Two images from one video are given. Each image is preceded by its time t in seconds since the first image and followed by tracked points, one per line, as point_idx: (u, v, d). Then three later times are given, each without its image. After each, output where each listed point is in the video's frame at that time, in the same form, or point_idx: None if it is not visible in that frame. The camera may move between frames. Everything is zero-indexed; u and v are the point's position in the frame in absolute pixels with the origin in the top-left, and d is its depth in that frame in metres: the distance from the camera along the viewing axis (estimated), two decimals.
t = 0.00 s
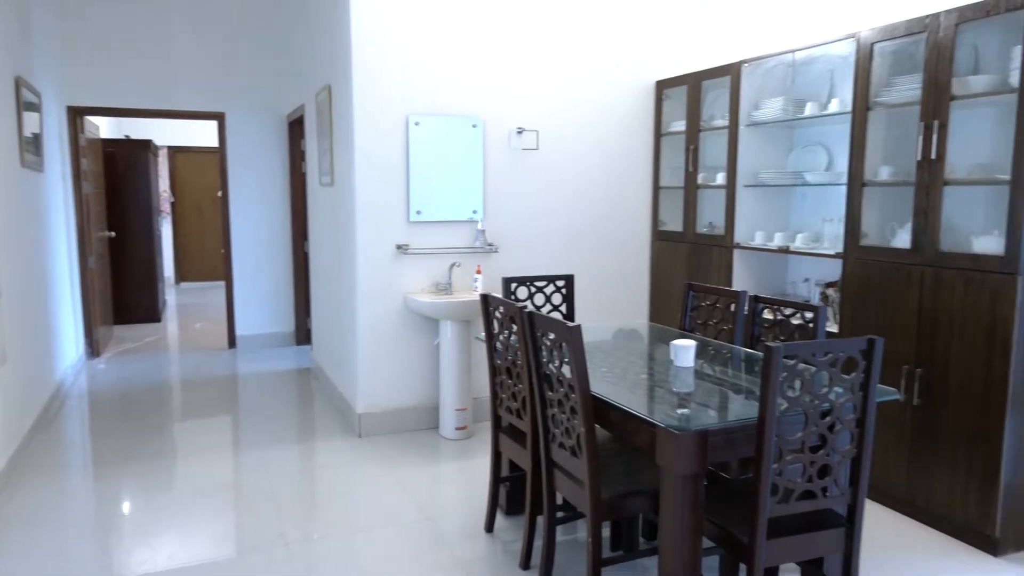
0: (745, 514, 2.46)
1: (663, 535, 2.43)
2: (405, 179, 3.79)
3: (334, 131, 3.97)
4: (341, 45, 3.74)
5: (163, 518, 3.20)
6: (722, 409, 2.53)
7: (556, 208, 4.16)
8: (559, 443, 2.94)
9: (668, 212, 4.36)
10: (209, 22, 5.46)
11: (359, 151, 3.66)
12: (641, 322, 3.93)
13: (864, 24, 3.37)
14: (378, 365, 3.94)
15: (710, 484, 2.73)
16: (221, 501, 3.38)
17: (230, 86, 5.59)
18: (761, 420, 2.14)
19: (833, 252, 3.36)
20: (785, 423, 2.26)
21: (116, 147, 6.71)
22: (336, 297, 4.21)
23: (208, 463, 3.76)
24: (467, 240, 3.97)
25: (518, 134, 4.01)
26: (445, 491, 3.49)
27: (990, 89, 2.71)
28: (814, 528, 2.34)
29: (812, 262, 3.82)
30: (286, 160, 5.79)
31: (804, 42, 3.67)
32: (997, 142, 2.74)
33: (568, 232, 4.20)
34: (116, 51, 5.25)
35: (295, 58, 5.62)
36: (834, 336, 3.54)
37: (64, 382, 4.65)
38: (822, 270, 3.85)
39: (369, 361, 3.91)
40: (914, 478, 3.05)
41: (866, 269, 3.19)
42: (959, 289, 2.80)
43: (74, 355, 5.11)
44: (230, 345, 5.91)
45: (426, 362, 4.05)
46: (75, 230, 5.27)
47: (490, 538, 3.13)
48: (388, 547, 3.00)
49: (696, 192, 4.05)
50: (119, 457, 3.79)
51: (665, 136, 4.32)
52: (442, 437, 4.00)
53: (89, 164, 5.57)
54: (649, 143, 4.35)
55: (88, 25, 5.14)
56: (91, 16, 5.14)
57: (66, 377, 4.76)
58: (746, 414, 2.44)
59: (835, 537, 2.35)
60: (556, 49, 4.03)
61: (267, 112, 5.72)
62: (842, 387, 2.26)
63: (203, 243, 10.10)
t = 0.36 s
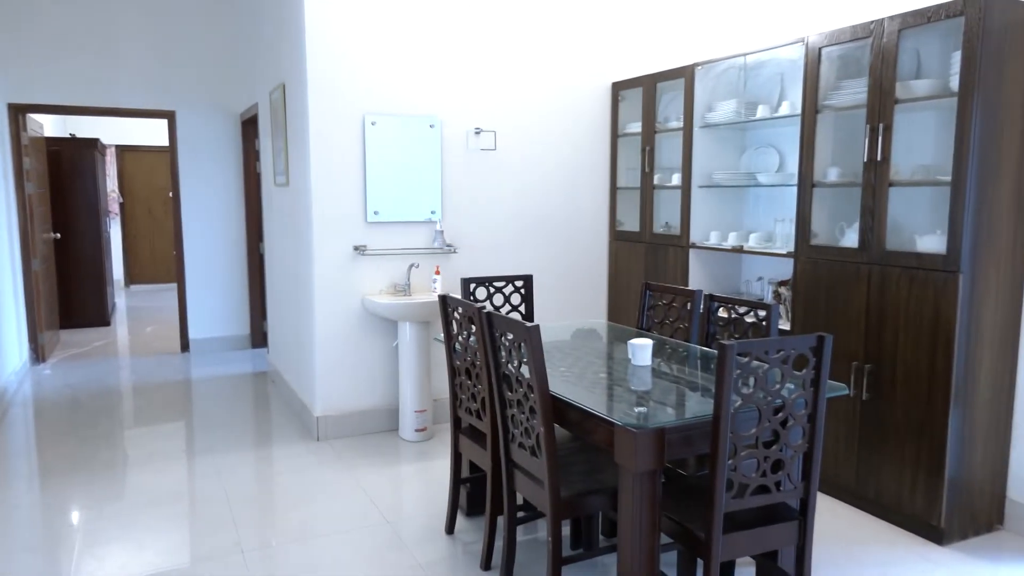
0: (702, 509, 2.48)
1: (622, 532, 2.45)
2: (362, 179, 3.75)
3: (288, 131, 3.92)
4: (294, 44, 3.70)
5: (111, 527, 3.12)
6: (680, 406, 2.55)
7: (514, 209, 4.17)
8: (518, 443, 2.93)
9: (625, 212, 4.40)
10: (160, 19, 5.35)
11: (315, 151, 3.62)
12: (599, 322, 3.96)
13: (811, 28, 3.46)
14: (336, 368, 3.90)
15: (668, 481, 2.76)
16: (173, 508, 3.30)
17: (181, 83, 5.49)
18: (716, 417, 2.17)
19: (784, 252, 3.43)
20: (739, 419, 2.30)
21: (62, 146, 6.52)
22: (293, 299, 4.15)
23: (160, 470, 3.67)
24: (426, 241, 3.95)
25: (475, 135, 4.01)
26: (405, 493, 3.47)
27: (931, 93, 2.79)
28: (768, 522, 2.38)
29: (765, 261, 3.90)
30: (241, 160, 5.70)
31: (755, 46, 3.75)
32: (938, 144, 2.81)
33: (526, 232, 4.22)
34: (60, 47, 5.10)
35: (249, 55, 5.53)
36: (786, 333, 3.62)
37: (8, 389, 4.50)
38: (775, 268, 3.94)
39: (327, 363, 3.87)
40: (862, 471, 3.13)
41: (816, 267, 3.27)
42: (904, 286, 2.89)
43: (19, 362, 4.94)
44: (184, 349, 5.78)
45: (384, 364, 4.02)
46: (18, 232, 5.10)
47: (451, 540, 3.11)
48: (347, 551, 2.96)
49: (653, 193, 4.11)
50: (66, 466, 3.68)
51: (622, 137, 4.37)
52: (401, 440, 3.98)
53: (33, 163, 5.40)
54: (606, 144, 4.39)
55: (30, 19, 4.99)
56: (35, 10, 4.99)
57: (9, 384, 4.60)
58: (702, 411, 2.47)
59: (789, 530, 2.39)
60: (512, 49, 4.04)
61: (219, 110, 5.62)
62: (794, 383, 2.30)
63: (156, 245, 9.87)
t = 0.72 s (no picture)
0: (686, 508, 2.49)
1: (607, 532, 2.45)
2: (346, 179, 3.74)
3: (270, 131, 3.90)
4: (276, 42, 3.68)
5: (91, 530, 3.08)
6: (663, 405, 2.55)
7: (499, 209, 4.17)
8: (503, 443, 2.93)
9: (609, 212, 4.42)
10: (141, 17, 5.30)
11: (298, 150, 3.60)
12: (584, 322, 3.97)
13: (792, 30, 3.49)
14: (319, 369, 3.88)
15: (652, 480, 2.77)
16: (155, 510, 3.27)
17: (162, 82, 5.44)
18: (699, 417, 2.18)
19: (767, 251, 3.46)
20: (722, 418, 2.31)
21: (40, 145, 6.44)
22: (276, 299, 4.13)
23: (142, 472, 3.63)
24: (410, 241, 3.95)
25: (460, 135, 4.00)
26: (390, 494, 3.46)
27: (910, 94, 2.82)
28: (751, 520, 2.39)
29: (748, 261, 3.93)
30: (223, 160, 5.65)
31: (736, 47, 3.78)
32: (917, 145, 2.84)
33: (510, 232, 4.22)
34: (39, 45, 5.03)
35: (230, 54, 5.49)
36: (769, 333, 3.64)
37: None
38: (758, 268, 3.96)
39: (310, 364, 3.85)
40: (844, 469, 3.16)
41: (798, 267, 3.29)
42: (884, 285, 2.92)
43: None
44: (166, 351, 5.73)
45: (368, 365, 4.01)
46: None
47: (435, 540, 3.11)
48: (331, 552, 2.95)
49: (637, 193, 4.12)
50: (45, 469, 3.63)
51: (606, 137, 4.39)
52: (386, 440, 3.97)
53: (10, 163, 5.32)
54: (589, 144, 4.40)
55: (8, 17, 4.92)
56: (12, 7, 4.92)
57: None
58: (686, 410, 2.48)
59: (772, 528, 2.40)
60: (495, 49, 4.04)
61: (201, 109, 5.58)
62: (776, 382, 2.31)
63: (136, 246, 9.77)
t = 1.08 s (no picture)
0: (687, 507, 2.49)
1: (607, 532, 2.45)
2: (346, 179, 3.74)
3: (270, 130, 3.90)
4: (277, 42, 3.68)
5: (92, 530, 3.08)
6: (664, 405, 2.55)
7: (499, 209, 4.17)
8: (503, 444, 2.93)
9: (609, 212, 4.42)
10: (141, 17, 5.30)
11: (298, 150, 3.60)
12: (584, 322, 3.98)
13: (792, 29, 3.49)
14: (319, 368, 3.88)
15: (652, 480, 2.77)
16: (155, 510, 3.27)
17: (162, 82, 5.44)
18: (700, 417, 2.18)
19: (767, 252, 3.46)
20: (722, 419, 2.31)
21: (41, 146, 6.45)
22: (277, 299, 4.13)
23: (142, 472, 3.64)
24: (410, 241, 3.95)
25: (460, 135, 4.00)
26: (390, 494, 3.46)
27: (910, 94, 2.82)
28: (751, 520, 2.39)
29: (749, 261, 3.93)
30: (223, 160, 5.66)
31: (736, 46, 3.78)
32: (918, 145, 2.84)
33: (511, 232, 4.22)
34: (39, 45, 5.04)
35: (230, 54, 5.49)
36: (769, 333, 3.65)
37: None
38: (758, 269, 3.96)
39: (311, 364, 3.85)
40: (845, 469, 3.16)
41: (799, 267, 3.29)
42: (885, 285, 2.92)
43: None
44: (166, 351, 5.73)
45: (368, 365, 4.01)
46: None
47: (436, 541, 3.11)
48: (331, 552, 2.95)
49: (637, 192, 4.12)
50: (45, 469, 3.63)
51: (606, 137, 4.39)
52: (386, 440, 3.97)
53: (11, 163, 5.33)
54: (589, 144, 4.40)
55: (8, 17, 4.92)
56: (12, 7, 4.92)
57: None
58: (686, 410, 2.48)
59: (772, 528, 2.40)
60: (496, 49, 4.04)
61: (201, 109, 5.58)
62: (776, 382, 2.31)
63: (137, 246, 9.77)
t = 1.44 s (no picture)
0: (687, 507, 2.49)
1: (608, 531, 2.45)
2: (346, 180, 3.74)
3: (271, 130, 3.90)
4: (277, 42, 3.68)
5: (92, 529, 3.08)
6: (663, 405, 2.55)
7: (499, 209, 4.17)
8: (503, 444, 2.93)
9: (609, 212, 4.42)
10: (141, 17, 5.31)
11: (298, 150, 3.60)
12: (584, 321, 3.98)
13: (792, 29, 3.49)
14: (320, 368, 3.88)
15: (653, 480, 2.76)
16: (155, 510, 3.27)
17: (162, 82, 5.44)
18: (700, 417, 2.18)
19: (767, 252, 3.46)
20: (722, 419, 2.31)
21: (41, 146, 6.45)
22: (277, 299, 4.13)
23: (142, 472, 3.64)
24: (410, 241, 3.95)
25: (460, 135, 4.00)
26: (390, 494, 3.46)
27: (910, 94, 2.82)
28: (752, 521, 2.39)
29: (749, 260, 3.93)
30: (223, 159, 5.66)
31: (736, 46, 3.78)
32: (917, 145, 2.84)
33: (511, 232, 4.22)
34: (39, 46, 5.04)
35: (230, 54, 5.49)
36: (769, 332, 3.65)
37: None
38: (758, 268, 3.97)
39: (311, 364, 3.85)
40: (845, 469, 3.16)
41: (799, 267, 3.29)
42: (885, 285, 2.92)
43: None
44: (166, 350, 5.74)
45: (368, 365, 4.01)
46: None
47: (436, 541, 3.11)
48: (331, 552, 2.95)
49: (637, 192, 4.13)
50: (45, 469, 3.63)
51: (606, 137, 4.39)
52: (386, 440, 3.97)
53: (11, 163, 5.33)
54: (589, 144, 4.40)
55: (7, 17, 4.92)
56: (12, 8, 4.92)
57: None
58: (686, 411, 2.47)
59: (772, 528, 2.40)
60: (495, 49, 4.04)
61: (201, 109, 5.58)
62: (776, 382, 2.31)
63: (136, 246, 9.77)
